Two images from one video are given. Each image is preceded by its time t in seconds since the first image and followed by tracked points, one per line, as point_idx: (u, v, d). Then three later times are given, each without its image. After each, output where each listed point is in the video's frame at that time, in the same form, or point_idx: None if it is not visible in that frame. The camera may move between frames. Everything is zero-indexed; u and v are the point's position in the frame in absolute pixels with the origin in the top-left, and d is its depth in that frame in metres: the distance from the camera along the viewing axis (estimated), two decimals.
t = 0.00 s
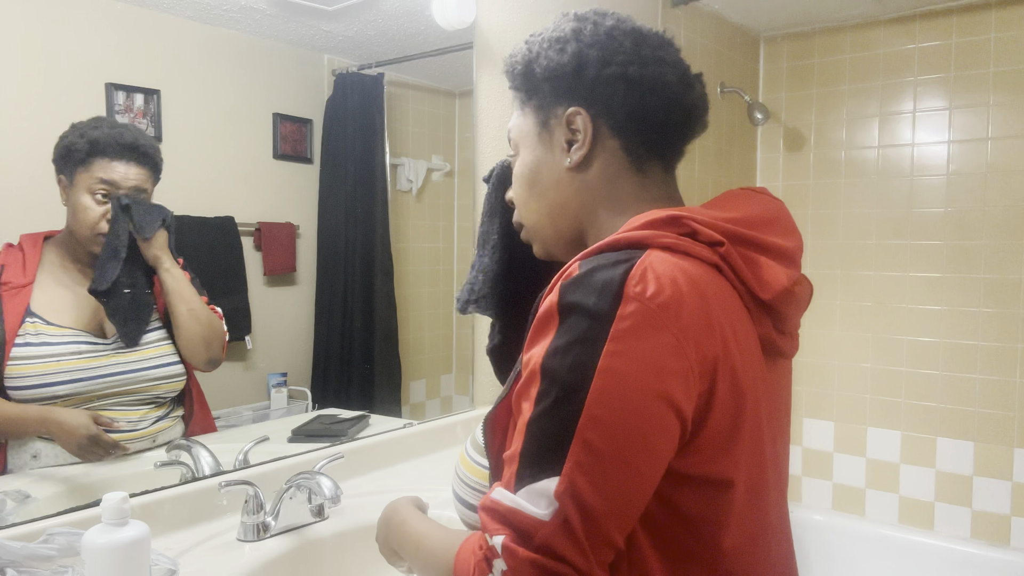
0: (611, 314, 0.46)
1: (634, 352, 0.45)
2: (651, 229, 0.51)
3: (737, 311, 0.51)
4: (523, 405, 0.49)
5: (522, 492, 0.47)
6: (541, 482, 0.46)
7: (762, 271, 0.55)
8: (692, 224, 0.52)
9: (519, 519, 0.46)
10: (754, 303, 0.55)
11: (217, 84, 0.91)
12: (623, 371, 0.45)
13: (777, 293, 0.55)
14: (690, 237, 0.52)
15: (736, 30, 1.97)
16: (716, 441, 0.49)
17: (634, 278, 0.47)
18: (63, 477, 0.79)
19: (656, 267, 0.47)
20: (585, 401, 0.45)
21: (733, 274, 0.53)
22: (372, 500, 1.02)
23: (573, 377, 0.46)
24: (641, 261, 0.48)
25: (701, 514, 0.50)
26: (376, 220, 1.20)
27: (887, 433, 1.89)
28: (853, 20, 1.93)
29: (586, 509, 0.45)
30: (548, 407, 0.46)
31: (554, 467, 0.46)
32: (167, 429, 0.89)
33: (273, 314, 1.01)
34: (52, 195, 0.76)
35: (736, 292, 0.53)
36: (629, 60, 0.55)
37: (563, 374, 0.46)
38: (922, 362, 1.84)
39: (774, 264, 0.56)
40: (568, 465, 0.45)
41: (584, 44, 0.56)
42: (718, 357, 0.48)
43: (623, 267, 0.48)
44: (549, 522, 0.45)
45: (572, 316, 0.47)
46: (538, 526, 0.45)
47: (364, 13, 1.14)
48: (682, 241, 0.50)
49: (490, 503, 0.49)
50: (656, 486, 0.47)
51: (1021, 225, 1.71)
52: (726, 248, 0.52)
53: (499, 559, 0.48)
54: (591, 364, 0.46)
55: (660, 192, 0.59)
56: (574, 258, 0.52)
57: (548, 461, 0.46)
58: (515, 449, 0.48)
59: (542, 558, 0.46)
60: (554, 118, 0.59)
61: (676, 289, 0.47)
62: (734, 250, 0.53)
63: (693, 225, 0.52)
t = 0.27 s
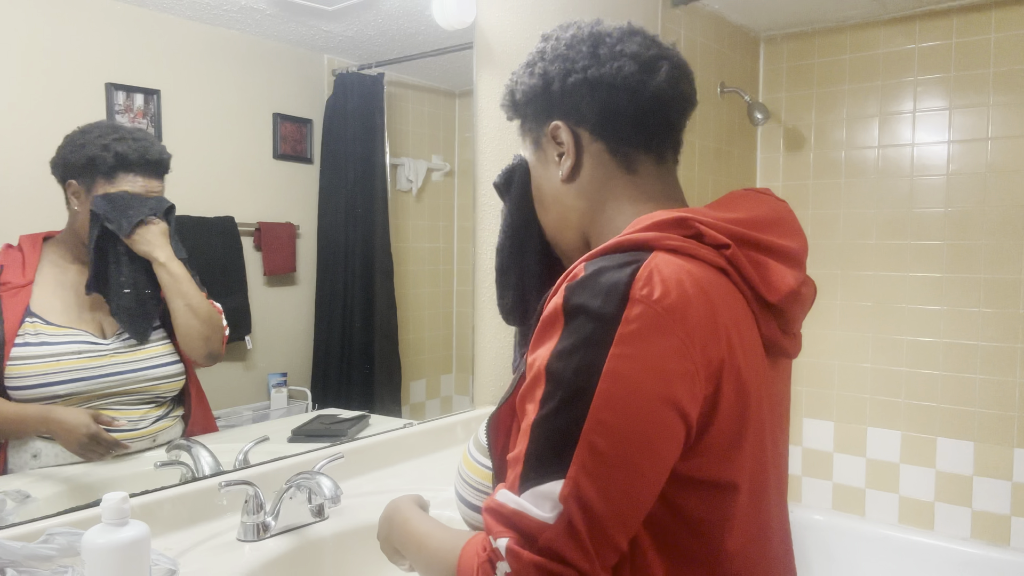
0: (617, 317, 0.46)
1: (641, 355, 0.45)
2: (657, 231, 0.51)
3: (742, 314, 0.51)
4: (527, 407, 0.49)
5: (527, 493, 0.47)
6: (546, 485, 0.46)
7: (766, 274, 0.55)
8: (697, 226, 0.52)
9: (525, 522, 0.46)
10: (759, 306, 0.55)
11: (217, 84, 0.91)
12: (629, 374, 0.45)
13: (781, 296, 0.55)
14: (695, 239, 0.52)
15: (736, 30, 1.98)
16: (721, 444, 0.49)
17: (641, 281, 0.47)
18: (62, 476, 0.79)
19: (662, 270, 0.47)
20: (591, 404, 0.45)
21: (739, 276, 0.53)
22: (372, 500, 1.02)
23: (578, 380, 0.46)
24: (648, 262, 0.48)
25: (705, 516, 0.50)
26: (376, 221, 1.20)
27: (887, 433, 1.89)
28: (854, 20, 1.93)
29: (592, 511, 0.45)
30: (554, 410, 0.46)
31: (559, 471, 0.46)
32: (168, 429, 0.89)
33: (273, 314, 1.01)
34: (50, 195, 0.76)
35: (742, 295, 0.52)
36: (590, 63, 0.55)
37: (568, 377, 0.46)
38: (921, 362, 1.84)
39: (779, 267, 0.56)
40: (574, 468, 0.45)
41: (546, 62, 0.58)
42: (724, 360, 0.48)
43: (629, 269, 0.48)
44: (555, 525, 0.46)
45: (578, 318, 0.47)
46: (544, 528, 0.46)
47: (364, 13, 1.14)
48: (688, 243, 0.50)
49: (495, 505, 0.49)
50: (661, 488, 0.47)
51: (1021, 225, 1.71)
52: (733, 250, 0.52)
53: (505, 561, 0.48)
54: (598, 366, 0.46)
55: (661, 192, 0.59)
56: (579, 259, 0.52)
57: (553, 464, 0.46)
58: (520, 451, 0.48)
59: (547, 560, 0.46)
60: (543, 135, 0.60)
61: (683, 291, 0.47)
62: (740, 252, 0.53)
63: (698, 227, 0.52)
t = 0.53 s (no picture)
0: (624, 318, 0.46)
1: (647, 356, 0.45)
2: (662, 231, 0.51)
3: (748, 316, 0.51)
4: (532, 408, 0.49)
5: (532, 494, 0.47)
6: (552, 485, 0.46)
7: (771, 276, 0.54)
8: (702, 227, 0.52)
9: (530, 523, 0.46)
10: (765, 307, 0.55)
11: (217, 84, 0.91)
12: (635, 375, 0.45)
13: (786, 298, 0.55)
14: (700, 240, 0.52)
15: (736, 30, 1.98)
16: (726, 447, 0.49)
17: (647, 281, 0.47)
18: (63, 476, 0.79)
19: (668, 271, 0.47)
20: (597, 405, 0.45)
21: (744, 278, 0.53)
22: (372, 500, 1.02)
23: (584, 381, 0.46)
24: (653, 263, 0.48)
25: (710, 517, 0.50)
26: (376, 221, 1.20)
27: (887, 433, 1.89)
28: (853, 20, 1.93)
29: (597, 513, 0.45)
30: (559, 411, 0.46)
31: (565, 472, 0.46)
32: (168, 428, 0.88)
33: (273, 314, 1.01)
34: (50, 196, 0.76)
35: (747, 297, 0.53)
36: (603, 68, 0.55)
37: (574, 378, 0.46)
38: (922, 362, 1.84)
39: (784, 269, 0.56)
40: (579, 469, 0.45)
41: (552, 62, 0.56)
42: (730, 362, 0.48)
43: (634, 270, 0.48)
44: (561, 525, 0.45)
45: (584, 319, 0.47)
46: (550, 530, 0.45)
47: (364, 13, 1.14)
48: (693, 244, 0.50)
49: (500, 506, 0.49)
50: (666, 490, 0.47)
51: (1021, 225, 1.71)
52: (738, 252, 0.52)
53: (509, 563, 0.47)
54: (604, 368, 0.46)
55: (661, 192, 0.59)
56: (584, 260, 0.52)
57: (558, 465, 0.46)
58: (525, 452, 0.48)
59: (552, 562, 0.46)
60: (543, 137, 0.59)
61: (689, 293, 0.47)
62: (746, 254, 0.53)
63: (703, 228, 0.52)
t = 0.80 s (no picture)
0: (609, 315, 0.46)
1: (633, 352, 0.45)
2: (648, 229, 0.51)
3: (735, 311, 0.51)
4: (522, 406, 0.49)
5: (523, 490, 0.47)
6: (541, 481, 0.47)
7: (759, 271, 0.54)
8: (689, 224, 0.51)
9: (521, 519, 0.46)
10: (753, 302, 0.54)
11: (217, 84, 0.91)
12: (622, 371, 0.45)
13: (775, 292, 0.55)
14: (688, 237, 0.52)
15: (736, 30, 1.98)
16: (715, 440, 0.49)
17: (632, 278, 0.47)
18: (63, 476, 0.79)
19: (654, 267, 0.47)
20: (584, 401, 0.45)
21: (730, 272, 0.53)
22: (372, 500, 1.02)
23: (572, 377, 0.46)
24: (639, 260, 0.48)
25: (702, 512, 0.50)
26: (376, 221, 1.21)
27: (887, 433, 1.90)
28: (853, 20, 1.93)
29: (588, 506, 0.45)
30: (547, 408, 0.46)
31: (554, 468, 0.46)
32: (168, 429, 0.88)
33: (273, 314, 1.01)
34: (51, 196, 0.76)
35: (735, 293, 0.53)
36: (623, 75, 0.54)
37: (563, 375, 0.46)
38: (921, 362, 1.84)
39: (771, 264, 0.56)
40: (567, 465, 0.45)
41: (581, 53, 0.55)
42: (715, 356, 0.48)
43: (620, 268, 0.48)
44: (551, 521, 0.46)
45: (570, 316, 0.47)
46: (540, 525, 0.46)
47: (364, 13, 1.14)
48: (679, 241, 0.50)
49: (492, 503, 0.49)
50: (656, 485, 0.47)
51: (1020, 225, 1.71)
52: (725, 248, 0.52)
53: (501, 559, 0.48)
54: (591, 365, 0.46)
55: (659, 194, 0.59)
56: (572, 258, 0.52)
57: (547, 461, 0.46)
58: (515, 449, 0.49)
59: (544, 557, 0.46)
60: (552, 122, 0.59)
61: (675, 289, 0.47)
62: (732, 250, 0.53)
63: (690, 225, 0.51)
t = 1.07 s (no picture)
0: (588, 298, 0.46)
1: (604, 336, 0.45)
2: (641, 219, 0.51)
3: (726, 305, 0.50)
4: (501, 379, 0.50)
5: (482, 454, 0.48)
6: (498, 447, 0.47)
7: (756, 267, 0.53)
8: (684, 215, 0.51)
9: (473, 481, 0.47)
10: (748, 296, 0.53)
11: (216, 84, 0.91)
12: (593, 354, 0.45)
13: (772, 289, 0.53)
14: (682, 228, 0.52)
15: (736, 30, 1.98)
16: (695, 435, 0.48)
17: (616, 265, 0.47)
18: (64, 475, 0.79)
19: (640, 254, 0.47)
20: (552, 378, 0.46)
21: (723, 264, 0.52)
22: (372, 500, 1.02)
23: (543, 355, 0.46)
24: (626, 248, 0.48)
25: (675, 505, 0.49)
26: (376, 221, 1.20)
27: (887, 433, 1.90)
28: (853, 20, 1.92)
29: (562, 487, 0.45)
30: (517, 382, 0.47)
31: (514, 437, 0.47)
32: (167, 428, 0.89)
33: (274, 314, 1.01)
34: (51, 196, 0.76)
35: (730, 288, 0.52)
36: (654, 75, 0.52)
37: (536, 352, 0.47)
38: (921, 362, 1.84)
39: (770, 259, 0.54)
40: (524, 438, 0.46)
41: (626, 47, 0.52)
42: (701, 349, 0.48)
43: (605, 254, 0.48)
44: (498, 488, 0.45)
45: (553, 296, 0.48)
46: (488, 490, 0.46)
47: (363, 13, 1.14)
48: (673, 231, 0.50)
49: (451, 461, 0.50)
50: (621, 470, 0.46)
51: (1020, 225, 1.71)
52: (719, 240, 0.51)
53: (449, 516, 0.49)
54: (564, 343, 0.46)
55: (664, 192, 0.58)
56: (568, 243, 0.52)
57: (510, 431, 0.47)
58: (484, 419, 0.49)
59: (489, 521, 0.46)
60: (579, 100, 0.57)
61: (661, 283, 0.47)
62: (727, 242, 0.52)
63: (685, 216, 0.51)
